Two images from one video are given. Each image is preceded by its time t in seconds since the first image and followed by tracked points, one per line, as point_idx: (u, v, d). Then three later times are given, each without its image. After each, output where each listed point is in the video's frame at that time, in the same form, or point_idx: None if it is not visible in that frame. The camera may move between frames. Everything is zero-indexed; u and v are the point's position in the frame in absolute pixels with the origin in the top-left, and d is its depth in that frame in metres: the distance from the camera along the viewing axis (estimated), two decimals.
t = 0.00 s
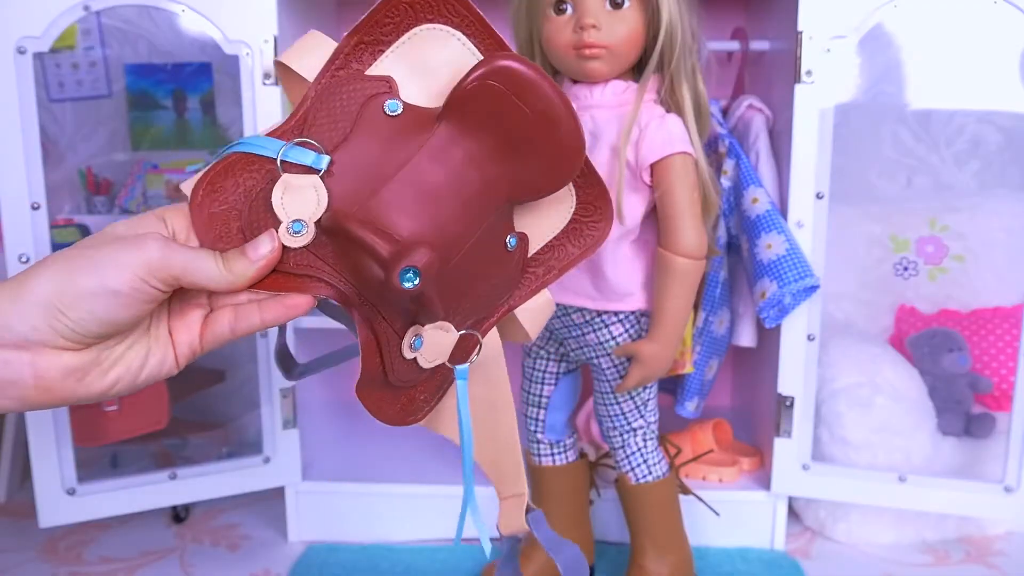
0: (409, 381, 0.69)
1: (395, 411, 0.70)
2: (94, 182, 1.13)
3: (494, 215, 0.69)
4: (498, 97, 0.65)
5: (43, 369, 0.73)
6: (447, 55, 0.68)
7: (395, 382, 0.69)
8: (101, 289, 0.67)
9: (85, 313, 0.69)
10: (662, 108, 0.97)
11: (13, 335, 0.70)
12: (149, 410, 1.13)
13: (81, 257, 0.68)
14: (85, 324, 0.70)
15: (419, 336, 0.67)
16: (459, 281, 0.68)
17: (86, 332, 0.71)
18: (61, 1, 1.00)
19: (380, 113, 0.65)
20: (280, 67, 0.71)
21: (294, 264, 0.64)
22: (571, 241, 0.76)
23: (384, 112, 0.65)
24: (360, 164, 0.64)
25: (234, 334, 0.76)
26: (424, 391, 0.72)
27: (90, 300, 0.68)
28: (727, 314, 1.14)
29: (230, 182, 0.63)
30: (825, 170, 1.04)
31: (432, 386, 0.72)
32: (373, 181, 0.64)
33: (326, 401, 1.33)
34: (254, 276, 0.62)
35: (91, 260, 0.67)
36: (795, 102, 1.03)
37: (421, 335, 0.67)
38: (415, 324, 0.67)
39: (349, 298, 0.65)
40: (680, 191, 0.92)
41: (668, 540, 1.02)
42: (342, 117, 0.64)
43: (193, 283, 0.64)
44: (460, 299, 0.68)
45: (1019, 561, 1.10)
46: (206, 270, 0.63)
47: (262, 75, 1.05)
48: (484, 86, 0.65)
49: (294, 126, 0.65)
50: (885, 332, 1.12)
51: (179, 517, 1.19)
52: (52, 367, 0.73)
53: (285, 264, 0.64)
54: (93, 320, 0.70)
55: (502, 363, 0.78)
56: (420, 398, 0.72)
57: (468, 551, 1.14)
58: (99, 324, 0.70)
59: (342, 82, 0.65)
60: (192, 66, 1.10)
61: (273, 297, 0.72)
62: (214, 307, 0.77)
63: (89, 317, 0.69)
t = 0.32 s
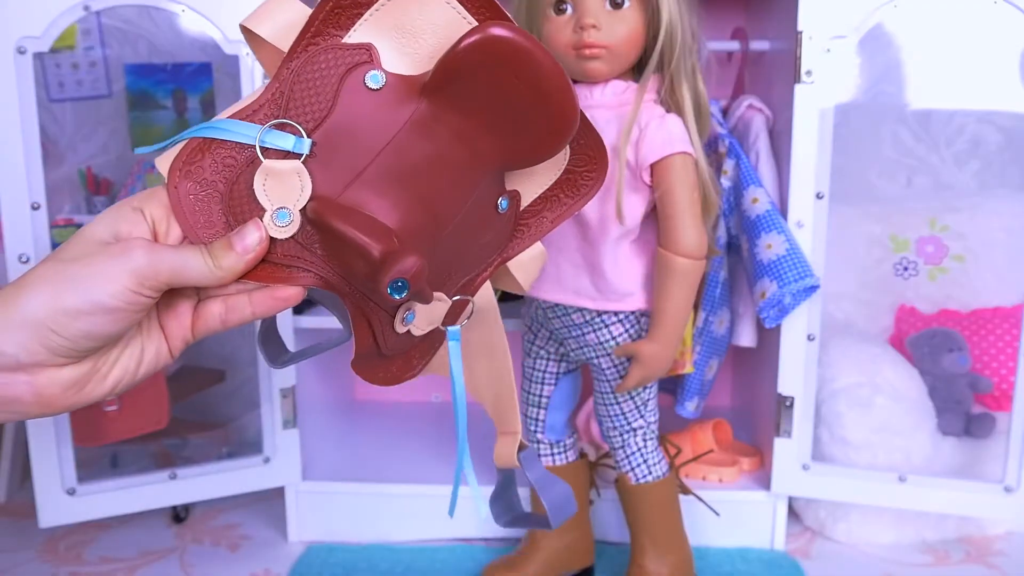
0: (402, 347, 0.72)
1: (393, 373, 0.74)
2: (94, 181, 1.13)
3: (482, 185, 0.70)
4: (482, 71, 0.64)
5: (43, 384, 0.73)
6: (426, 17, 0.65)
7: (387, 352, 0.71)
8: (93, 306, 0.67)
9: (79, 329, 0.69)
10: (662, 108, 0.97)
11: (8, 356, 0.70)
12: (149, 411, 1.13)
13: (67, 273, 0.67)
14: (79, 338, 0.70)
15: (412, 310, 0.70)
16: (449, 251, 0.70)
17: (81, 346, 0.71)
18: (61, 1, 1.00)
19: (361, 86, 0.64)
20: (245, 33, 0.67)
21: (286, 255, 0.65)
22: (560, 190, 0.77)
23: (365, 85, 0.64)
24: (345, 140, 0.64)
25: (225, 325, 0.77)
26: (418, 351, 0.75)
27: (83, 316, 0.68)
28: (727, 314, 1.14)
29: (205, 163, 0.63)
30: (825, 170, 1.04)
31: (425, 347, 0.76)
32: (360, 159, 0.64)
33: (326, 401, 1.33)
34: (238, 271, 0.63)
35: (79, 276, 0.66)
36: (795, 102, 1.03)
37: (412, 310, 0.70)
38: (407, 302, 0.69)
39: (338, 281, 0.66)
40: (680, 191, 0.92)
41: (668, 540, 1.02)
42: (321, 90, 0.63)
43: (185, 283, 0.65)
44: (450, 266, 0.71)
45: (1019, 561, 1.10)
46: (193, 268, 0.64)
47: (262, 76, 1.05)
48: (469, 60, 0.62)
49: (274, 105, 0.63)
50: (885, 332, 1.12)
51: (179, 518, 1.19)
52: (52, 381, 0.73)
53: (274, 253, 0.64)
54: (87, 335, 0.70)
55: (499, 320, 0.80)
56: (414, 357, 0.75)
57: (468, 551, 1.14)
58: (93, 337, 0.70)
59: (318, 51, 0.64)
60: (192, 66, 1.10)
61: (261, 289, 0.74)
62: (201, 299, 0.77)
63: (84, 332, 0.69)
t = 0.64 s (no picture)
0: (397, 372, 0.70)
1: (387, 405, 0.71)
2: (94, 181, 1.13)
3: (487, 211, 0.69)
4: (489, 92, 0.64)
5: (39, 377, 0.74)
6: (437, 42, 0.66)
7: (382, 376, 0.70)
8: (89, 297, 0.67)
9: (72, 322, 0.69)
10: (662, 108, 0.97)
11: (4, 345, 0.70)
12: (149, 410, 1.14)
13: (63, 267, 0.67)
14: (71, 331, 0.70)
15: (406, 333, 0.67)
16: (449, 276, 0.69)
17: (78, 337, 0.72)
18: (61, 1, 1.00)
19: (369, 106, 0.64)
20: (265, 51, 0.68)
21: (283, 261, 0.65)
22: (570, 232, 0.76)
23: (374, 104, 0.65)
24: (350, 154, 0.64)
25: (220, 331, 0.77)
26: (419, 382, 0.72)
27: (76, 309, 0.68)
28: (727, 314, 1.14)
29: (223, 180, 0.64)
30: (825, 170, 1.04)
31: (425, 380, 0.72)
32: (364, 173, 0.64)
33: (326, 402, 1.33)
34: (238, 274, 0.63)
35: (79, 268, 0.66)
36: (795, 102, 1.03)
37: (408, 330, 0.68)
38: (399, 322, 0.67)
39: (332, 290, 0.66)
40: (680, 191, 0.92)
41: (668, 540, 1.02)
42: (330, 107, 0.64)
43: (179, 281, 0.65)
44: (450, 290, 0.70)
45: (1019, 561, 1.10)
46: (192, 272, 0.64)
47: (262, 76, 1.05)
48: (474, 80, 0.63)
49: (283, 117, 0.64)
50: (885, 332, 1.12)
51: (179, 518, 1.19)
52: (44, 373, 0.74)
53: (271, 260, 0.64)
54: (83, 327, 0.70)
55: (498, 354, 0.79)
56: (412, 394, 0.72)
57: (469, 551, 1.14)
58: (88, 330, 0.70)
59: (331, 70, 0.64)
60: (192, 65, 1.10)
61: (256, 295, 0.73)
62: (200, 304, 0.77)
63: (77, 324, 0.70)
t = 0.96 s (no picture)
0: (390, 386, 0.59)
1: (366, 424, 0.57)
2: (94, 182, 1.12)
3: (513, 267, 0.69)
4: (535, 187, 0.75)
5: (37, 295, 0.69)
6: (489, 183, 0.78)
7: (372, 376, 0.58)
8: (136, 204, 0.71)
9: (108, 224, 0.70)
10: (662, 108, 0.97)
11: (25, 243, 0.69)
12: (149, 410, 1.14)
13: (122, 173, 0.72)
14: (103, 238, 0.70)
15: (405, 325, 0.60)
16: (471, 308, 0.64)
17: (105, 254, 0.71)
18: (62, 1, 1.02)
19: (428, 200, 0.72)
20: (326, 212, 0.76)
21: (321, 241, 0.64)
22: (591, 362, 0.73)
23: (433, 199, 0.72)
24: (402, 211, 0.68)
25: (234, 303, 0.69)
26: (415, 410, 0.60)
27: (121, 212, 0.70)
28: (728, 314, 1.14)
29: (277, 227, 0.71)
30: (825, 170, 1.04)
31: (421, 408, 0.60)
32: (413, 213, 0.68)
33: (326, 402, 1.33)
34: (269, 242, 0.69)
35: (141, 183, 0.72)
36: (795, 102, 1.03)
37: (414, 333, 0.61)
38: (397, 310, 0.60)
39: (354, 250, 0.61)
40: (680, 192, 0.92)
41: (668, 540, 1.02)
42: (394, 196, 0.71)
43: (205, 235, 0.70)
44: (469, 320, 0.64)
45: (1019, 561, 1.10)
46: (227, 239, 0.69)
47: (262, 76, 1.05)
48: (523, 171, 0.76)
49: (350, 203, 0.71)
50: (885, 332, 1.12)
51: (179, 518, 1.19)
52: (49, 280, 0.69)
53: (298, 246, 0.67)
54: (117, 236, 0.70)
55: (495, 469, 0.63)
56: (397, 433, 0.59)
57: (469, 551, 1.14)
58: (120, 241, 0.71)
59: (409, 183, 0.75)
60: (192, 66, 1.10)
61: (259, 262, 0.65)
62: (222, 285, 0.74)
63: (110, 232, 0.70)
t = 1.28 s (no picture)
0: (383, 338, 0.59)
1: (354, 372, 0.57)
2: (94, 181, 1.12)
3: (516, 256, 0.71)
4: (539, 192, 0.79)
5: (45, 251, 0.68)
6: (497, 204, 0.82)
7: (364, 325, 0.59)
8: (149, 187, 0.74)
9: (122, 201, 0.72)
10: (662, 108, 0.97)
11: (39, 212, 0.70)
12: (149, 410, 1.14)
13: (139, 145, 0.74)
14: (116, 212, 0.72)
15: (401, 280, 0.61)
16: (474, 285, 0.66)
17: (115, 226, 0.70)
18: (61, 1, 1.01)
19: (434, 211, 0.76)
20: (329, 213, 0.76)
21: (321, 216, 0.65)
22: (606, 346, 0.71)
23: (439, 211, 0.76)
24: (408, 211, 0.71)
25: (234, 279, 0.68)
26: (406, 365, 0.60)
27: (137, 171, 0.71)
28: (728, 314, 1.14)
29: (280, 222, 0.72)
30: (825, 170, 1.04)
31: (415, 365, 0.60)
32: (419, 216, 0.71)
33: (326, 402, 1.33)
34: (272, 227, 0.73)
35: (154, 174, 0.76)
36: (795, 102, 1.03)
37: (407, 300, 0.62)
38: (389, 266, 0.62)
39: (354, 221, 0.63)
40: (680, 192, 0.92)
41: (669, 540, 1.02)
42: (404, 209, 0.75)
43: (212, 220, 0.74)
44: (472, 296, 0.66)
45: (1019, 561, 1.10)
46: (232, 226, 0.74)
47: (262, 76, 1.05)
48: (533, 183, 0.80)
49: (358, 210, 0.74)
50: (885, 332, 1.12)
51: (179, 518, 1.19)
52: (54, 238, 0.68)
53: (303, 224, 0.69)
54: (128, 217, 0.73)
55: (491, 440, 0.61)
56: (387, 386, 0.58)
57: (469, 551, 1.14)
58: (131, 218, 0.72)
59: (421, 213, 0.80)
60: (191, 66, 1.10)
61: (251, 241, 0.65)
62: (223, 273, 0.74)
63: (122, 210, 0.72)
